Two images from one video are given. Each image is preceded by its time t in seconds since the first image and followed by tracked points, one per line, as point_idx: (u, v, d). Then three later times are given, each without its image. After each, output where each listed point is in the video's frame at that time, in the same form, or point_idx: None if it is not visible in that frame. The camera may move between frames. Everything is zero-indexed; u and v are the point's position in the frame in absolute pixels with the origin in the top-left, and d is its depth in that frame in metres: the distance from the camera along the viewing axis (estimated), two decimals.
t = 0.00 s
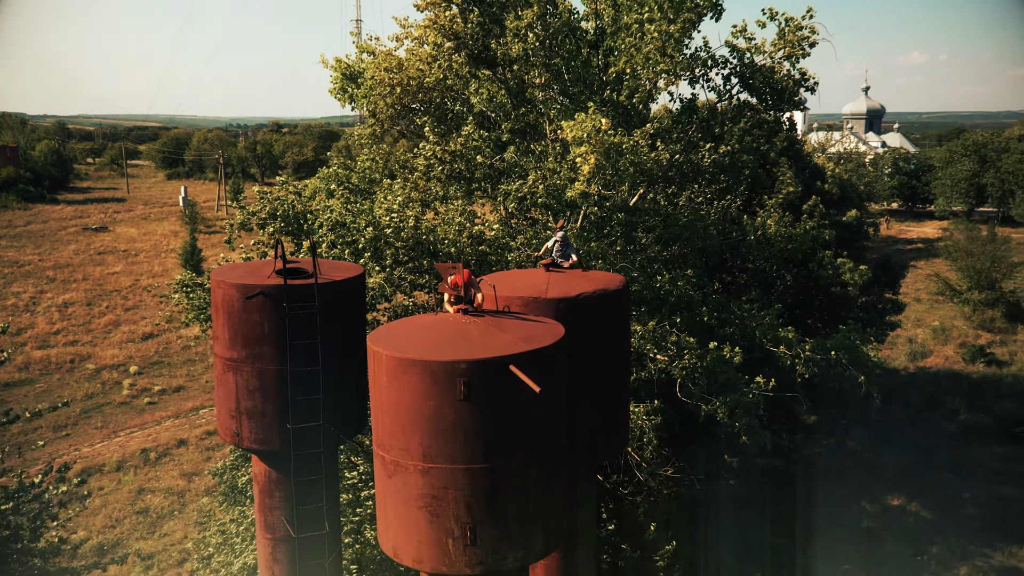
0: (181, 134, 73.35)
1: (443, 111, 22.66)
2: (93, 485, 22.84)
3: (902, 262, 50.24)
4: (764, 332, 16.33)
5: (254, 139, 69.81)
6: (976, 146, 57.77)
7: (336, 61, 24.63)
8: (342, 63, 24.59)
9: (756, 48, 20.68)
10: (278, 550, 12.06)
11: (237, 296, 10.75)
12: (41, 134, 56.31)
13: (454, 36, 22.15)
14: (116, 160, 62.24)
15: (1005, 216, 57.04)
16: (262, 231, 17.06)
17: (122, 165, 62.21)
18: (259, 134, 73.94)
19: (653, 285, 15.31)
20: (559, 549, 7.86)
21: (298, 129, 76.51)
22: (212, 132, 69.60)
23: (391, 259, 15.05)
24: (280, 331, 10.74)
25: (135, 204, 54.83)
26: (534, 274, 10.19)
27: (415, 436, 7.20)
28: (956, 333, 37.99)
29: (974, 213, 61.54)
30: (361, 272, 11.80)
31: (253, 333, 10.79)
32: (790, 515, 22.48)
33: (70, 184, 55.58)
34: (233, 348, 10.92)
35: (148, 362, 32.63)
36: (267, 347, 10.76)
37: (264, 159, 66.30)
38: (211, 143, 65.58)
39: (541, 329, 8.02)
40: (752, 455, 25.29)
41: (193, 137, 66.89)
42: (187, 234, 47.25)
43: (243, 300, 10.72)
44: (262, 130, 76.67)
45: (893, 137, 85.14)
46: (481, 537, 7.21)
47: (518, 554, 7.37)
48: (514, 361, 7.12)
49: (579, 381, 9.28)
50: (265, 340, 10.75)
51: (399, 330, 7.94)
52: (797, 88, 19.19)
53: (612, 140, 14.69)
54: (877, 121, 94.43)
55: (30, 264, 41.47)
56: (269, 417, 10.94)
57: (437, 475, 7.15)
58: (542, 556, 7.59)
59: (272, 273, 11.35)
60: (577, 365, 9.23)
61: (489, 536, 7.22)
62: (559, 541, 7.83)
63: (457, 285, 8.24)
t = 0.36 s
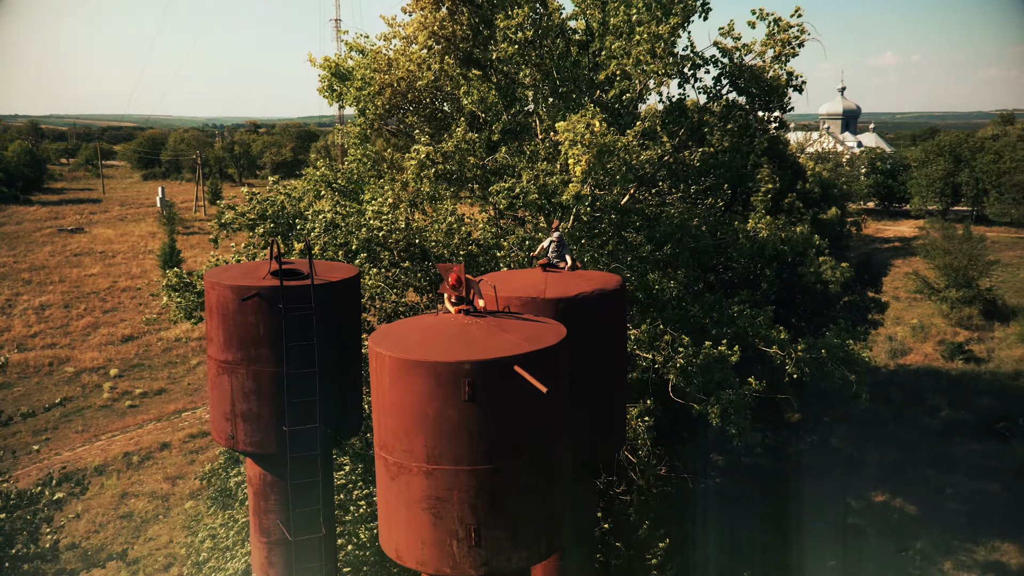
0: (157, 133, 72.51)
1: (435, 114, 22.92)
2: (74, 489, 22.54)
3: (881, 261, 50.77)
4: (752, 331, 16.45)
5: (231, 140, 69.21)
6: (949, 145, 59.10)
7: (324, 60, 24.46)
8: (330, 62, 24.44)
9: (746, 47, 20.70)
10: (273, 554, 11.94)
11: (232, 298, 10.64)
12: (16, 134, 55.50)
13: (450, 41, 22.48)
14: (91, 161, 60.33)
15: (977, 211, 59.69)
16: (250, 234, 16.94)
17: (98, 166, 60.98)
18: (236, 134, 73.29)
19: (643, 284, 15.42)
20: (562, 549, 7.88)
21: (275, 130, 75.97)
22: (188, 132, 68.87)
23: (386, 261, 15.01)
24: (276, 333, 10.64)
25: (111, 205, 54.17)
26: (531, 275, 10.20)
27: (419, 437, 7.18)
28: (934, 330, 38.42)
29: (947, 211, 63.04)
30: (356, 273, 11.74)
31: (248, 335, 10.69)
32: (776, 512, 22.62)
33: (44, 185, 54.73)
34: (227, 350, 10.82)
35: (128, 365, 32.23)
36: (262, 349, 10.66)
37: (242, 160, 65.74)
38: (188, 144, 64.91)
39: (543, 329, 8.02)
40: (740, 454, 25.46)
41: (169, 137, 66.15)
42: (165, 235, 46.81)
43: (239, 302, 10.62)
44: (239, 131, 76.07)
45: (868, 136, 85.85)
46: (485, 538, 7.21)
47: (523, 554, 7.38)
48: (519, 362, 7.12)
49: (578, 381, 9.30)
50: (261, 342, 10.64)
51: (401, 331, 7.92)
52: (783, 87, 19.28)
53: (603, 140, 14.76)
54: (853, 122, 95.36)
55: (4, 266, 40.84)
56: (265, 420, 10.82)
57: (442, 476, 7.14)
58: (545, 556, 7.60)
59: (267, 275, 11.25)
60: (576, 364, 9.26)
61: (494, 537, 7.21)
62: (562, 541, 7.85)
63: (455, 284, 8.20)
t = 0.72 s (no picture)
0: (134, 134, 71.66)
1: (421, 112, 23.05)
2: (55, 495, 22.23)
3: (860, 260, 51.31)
4: (740, 329, 16.56)
5: (208, 141, 68.65)
6: (926, 147, 60.64)
7: (312, 60, 24.31)
8: (319, 61, 24.28)
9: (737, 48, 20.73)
10: (268, 557, 11.80)
11: (227, 299, 10.54)
12: None
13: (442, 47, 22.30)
14: (66, 161, 59.97)
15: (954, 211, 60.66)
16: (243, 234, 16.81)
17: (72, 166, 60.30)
18: (214, 135, 72.72)
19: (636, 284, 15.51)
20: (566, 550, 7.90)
21: (253, 131, 75.48)
22: (165, 132, 68.23)
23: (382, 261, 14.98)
24: (272, 334, 10.55)
25: (86, 207, 53.49)
26: (528, 275, 10.22)
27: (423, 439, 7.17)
28: (913, 329, 38.85)
29: (923, 213, 63.32)
30: (351, 274, 11.68)
31: (244, 337, 10.59)
32: (764, 510, 22.76)
33: (18, 186, 53.86)
34: (222, 352, 10.71)
35: (108, 367, 31.88)
36: (258, 351, 10.57)
37: (219, 160, 64.90)
38: (166, 145, 64.22)
39: (545, 329, 8.03)
40: (728, 452, 25.59)
41: (146, 138, 65.44)
42: (143, 237, 46.36)
43: (234, 303, 10.52)
44: (217, 132, 75.45)
45: (845, 136, 86.67)
46: (490, 539, 7.22)
47: (527, 554, 7.39)
48: (523, 362, 7.13)
49: (577, 381, 9.33)
50: (257, 343, 10.56)
51: (401, 333, 7.91)
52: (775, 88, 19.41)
53: (596, 141, 14.81)
54: (830, 122, 96.32)
55: None
56: (260, 422, 10.75)
57: (446, 477, 7.14)
58: (549, 556, 7.63)
59: (261, 275, 11.16)
60: (575, 364, 9.28)
61: (499, 537, 7.22)
62: (565, 542, 7.86)
63: (457, 285, 8.25)
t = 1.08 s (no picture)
0: (111, 134, 70.90)
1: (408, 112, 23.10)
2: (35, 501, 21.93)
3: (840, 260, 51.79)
4: (729, 327, 16.64)
5: (186, 142, 68.13)
6: (903, 148, 61.65)
7: (300, 60, 24.16)
8: (308, 61, 24.12)
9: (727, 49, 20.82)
10: (263, 561, 11.79)
11: (223, 301, 10.44)
12: None
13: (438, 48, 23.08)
14: (41, 162, 59.51)
15: (930, 211, 61.59)
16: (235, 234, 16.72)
17: (48, 167, 59.97)
18: (192, 136, 72.16)
19: (630, 285, 15.65)
20: (569, 550, 7.97)
21: (232, 132, 74.96)
22: (142, 133, 67.55)
23: (379, 262, 14.93)
24: (269, 336, 10.47)
25: (63, 208, 52.89)
26: (527, 275, 10.25)
27: (427, 440, 7.20)
28: (893, 327, 39.24)
29: (901, 212, 65.13)
30: (347, 274, 11.60)
31: (240, 340, 10.50)
32: (753, 509, 22.90)
33: None
34: (218, 355, 10.61)
35: (89, 371, 31.50)
36: (254, 353, 10.49)
37: (198, 162, 65.25)
38: (143, 146, 63.63)
39: (547, 329, 8.07)
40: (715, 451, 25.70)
41: (122, 139, 64.73)
42: (121, 239, 45.92)
43: (230, 305, 10.43)
44: (196, 132, 74.88)
45: (822, 137, 87.38)
46: (494, 540, 7.27)
47: (531, 555, 7.45)
48: (528, 362, 7.17)
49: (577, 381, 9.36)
50: (253, 346, 10.48)
51: (403, 334, 7.92)
52: (766, 89, 19.64)
53: (595, 142, 14.86)
54: (807, 123, 97.16)
55: None
56: (257, 425, 10.67)
57: (449, 479, 7.17)
58: (553, 557, 7.68)
59: (257, 276, 11.07)
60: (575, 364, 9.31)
61: (503, 538, 7.27)
62: (568, 541, 7.92)
63: (458, 285, 8.31)
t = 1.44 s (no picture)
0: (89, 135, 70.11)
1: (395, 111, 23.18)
2: (16, 506, 21.62)
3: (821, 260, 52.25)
4: (719, 326, 16.73)
5: (164, 143, 67.59)
6: (881, 148, 62.31)
7: (288, 60, 24.02)
8: (296, 62, 23.99)
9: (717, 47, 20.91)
10: (259, 566, 11.70)
11: (219, 302, 10.37)
12: None
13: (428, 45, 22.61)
14: (17, 163, 58.55)
15: (908, 210, 62.24)
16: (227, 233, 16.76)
17: (25, 168, 59.15)
18: (171, 137, 71.51)
19: (624, 285, 15.75)
20: (571, 550, 8.00)
21: (210, 133, 74.37)
22: (118, 132, 66.73)
23: (372, 263, 14.90)
24: (265, 338, 10.40)
25: (40, 210, 52.26)
26: (525, 275, 10.27)
27: (431, 441, 7.19)
28: (875, 326, 39.56)
29: (879, 212, 65.89)
30: (344, 275, 11.55)
31: (237, 342, 10.43)
32: (742, 507, 23.03)
33: None
34: (214, 357, 10.53)
35: (70, 375, 31.09)
36: (251, 355, 10.42)
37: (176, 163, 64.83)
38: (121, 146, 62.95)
39: (549, 329, 8.09)
40: (704, 451, 25.82)
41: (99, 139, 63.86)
42: (101, 240, 45.47)
43: (226, 307, 10.36)
44: (175, 133, 74.26)
45: (801, 138, 88.16)
46: (499, 541, 7.27)
47: (535, 556, 7.46)
48: (533, 362, 7.18)
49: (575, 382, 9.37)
50: (250, 348, 10.40)
51: (406, 335, 7.91)
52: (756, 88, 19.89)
53: (598, 147, 15.07)
54: (786, 124, 97.96)
55: None
56: (253, 427, 10.61)
57: (454, 480, 7.17)
58: (556, 558, 7.70)
59: (253, 278, 11.02)
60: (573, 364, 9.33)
61: (507, 540, 7.28)
62: (570, 541, 7.94)
63: (458, 285, 8.39)
